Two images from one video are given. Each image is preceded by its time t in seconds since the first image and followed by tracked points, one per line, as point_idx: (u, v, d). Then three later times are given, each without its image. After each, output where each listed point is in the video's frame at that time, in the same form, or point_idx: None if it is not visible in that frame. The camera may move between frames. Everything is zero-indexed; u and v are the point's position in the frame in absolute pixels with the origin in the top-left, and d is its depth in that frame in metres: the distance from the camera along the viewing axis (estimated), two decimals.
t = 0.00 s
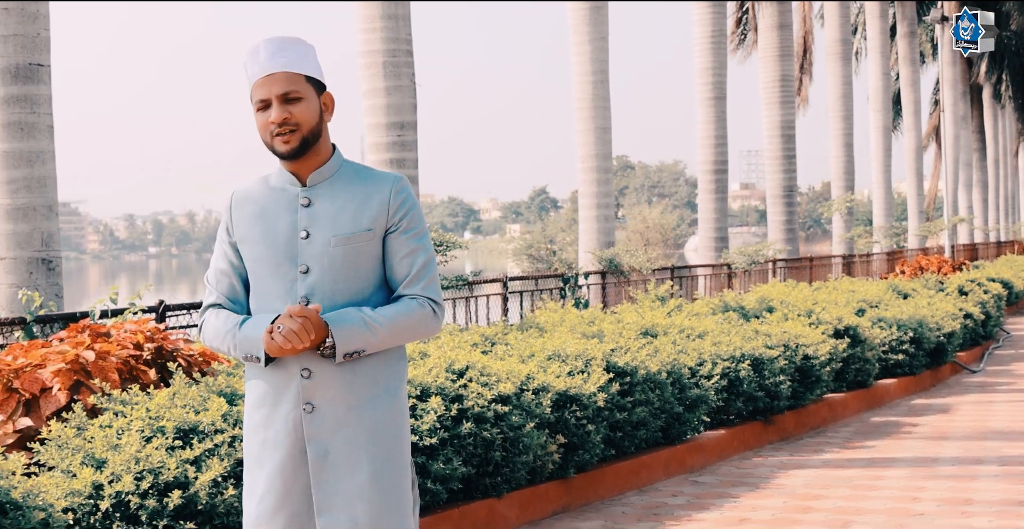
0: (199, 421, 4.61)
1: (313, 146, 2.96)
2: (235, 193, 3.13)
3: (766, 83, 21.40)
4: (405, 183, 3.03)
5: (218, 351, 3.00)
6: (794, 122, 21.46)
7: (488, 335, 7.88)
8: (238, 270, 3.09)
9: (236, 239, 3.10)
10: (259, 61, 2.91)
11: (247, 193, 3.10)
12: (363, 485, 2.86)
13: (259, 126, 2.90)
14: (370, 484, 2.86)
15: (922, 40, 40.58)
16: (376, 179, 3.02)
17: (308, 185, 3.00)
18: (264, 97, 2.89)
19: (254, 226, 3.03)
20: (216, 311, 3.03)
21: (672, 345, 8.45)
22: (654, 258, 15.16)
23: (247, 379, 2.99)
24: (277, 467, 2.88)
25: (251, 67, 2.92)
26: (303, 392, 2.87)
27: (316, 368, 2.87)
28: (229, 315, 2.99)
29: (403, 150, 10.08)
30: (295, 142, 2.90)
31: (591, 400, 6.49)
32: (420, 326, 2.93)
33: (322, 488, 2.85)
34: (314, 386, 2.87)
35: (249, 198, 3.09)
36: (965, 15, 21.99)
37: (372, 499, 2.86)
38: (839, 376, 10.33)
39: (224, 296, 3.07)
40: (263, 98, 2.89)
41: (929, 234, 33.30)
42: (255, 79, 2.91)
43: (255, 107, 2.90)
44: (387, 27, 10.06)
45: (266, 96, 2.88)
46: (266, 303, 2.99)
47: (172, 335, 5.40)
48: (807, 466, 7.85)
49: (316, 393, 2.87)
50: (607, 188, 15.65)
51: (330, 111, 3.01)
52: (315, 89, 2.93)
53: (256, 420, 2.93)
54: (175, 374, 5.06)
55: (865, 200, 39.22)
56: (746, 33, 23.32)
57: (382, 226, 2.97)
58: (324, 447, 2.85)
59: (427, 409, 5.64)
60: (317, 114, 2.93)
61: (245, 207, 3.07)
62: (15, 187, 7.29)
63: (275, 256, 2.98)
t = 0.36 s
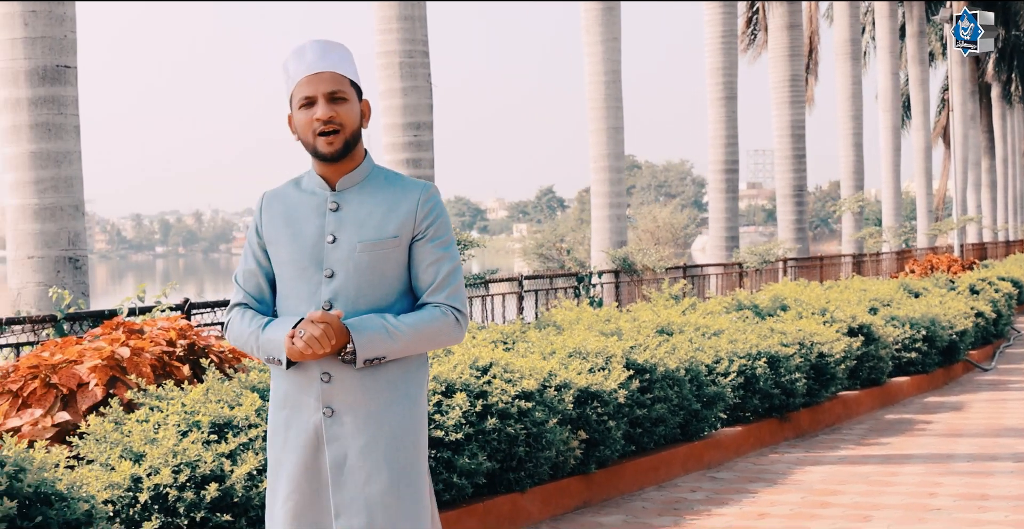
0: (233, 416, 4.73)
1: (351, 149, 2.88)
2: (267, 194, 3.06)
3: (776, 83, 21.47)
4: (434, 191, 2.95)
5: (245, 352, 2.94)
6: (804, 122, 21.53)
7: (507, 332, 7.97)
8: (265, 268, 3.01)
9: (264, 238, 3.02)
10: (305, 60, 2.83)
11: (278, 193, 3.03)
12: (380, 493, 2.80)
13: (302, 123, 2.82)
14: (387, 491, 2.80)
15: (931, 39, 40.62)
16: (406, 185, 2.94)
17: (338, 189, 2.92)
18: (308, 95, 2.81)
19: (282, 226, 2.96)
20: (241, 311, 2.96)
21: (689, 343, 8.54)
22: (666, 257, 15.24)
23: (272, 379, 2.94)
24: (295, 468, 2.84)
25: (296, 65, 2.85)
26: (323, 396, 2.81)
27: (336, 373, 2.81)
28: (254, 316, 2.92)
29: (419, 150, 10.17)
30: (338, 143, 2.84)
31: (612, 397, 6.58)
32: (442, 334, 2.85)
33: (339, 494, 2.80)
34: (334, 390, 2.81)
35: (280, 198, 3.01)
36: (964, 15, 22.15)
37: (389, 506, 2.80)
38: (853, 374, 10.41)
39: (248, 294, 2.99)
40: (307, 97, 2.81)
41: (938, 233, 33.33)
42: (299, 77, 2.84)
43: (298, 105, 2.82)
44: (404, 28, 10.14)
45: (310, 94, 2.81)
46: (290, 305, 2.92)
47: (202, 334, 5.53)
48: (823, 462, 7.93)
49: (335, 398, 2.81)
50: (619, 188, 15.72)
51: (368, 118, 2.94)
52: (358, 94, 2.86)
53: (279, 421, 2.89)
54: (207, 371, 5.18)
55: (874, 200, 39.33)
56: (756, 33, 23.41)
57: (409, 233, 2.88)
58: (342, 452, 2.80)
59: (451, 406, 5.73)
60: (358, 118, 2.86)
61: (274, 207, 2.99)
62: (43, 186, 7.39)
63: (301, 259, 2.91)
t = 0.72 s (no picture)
0: (262, 410, 4.83)
1: (396, 136, 2.84)
2: (311, 180, 3.03)
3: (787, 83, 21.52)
4: (477, 189, 2.88)
5: (271, 334, 2.90)
6: (815, 123, 21.59)
7: (525, 329, 8.07)
8: (302, 253, 2.97)
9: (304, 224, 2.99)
10: (362, 43, 2.81)
11: (322, 179, 3.00)
12: (391, 488, 2.74)
13: (352, 103, 2.80)
14: (399, 487, 2.74)
15: (941, 39, 40.61)
16: (448, 180, 2.88)
17: (379, 177, 2.88)
18: (362, 75, 2.79)
19: (319, 211, 2.92)
20: (274, 292, 2.92)
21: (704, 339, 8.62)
22: (679, 256, 15.32)
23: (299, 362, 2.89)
24: (310, 454, 2.79)
25: (355, 47, 2.83)
26: (344, 384, 2.76)
27: (359, 362, 2.75)
28: (288, 300, 2.89)
29: (435, 150, 10.25)
30: (384, 126, 2.80)
31: (630, 393, 6.67)
32: (469, 335, 2.77)
33: (350, 484, 2.75)
34: (355, 379, 2.76)
35: (323, 183, 2.98)
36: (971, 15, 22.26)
37: (400, 503, 2.74)
38: (866, 372, 10.50)
39: (283, 279, 2.95)
40: (361, 76, 2.79)
41: (949, 233, 33.35)
42: (355, 56, 2.81)
43: (350, 84, 2.80)
44: (419, 29, 10.24)
45: (363, 74, 2.79)
46: (322, 290, 2.88)
47: (230, 329, 5.64)
48: (838, 458, 8.02)
49: (355, 387, 2.75)
50: (632, 188, 15.79)
51: (419, 112, 2.91)
52: (411, 84, 2.83)
53: (300, 404, 2.84)
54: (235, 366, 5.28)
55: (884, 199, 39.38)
56: (766, 34, 23.50)
57: (444, 228, 2.82)
58: (357, 442, 2.75)
59: (474, 401, 5.82)
60: (408, 108, 2.83)
61: (316, 192, 2.96)
62: (68, 186, 7.49)
63: (334, 245, 2.86)
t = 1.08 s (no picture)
0: (288, 404, 4.96)
1: (427, 132, 2.89)
2: (348, 182, 3.09)
3: (796, 83, 21.62)
4: (510, 184, 2.91)
5: (309, 330, 2.95)
6: (824, 122, 21.69)
7: (540, 326, 8.19)
8: (340, 254, 3.04)
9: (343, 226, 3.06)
10: (395, 41, 2.86)
11: (359, 180, 3.06)
12: (420, 482, 2.74)
13: (382, 100, 2.85)
14: (428, 481, 2.74)
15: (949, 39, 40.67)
16: (480, 175, 2.92)
17: (411, 175, 2.93)
18: (393, 72, 2.84)
19: (356, 210, 2.99)
20: (313, 291, 2.99)
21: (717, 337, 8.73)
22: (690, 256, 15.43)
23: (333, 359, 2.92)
24: (341, 449, 2.80)
25: (389, 44, 2.88)
26: (376, 378, 2.78)
27: (392, 355, 2.78)
28: (325, 297, 2.94)
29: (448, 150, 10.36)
30: (415, 123, 2.84)
31: (645, 388, 6.78)
32: (502, 328, 2.78)
33: (379, 477, 2.75)
34: (387, 372, 2.78)
35: (361, 184, 3.04)
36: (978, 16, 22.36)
37: (429, 496, 2.74)
38: (877, 369, 10.60)
39: (322, 279, 3.01)
40: (392, 73, 2.84)
41: (957, 232, 33.44)
42: (388, 55, 2.86)
43: (381, 81, 2.85)
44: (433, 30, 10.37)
45: (395, 71, 2.84)
46: (356, 287, 2.93)
47: (255, 325, 5.77)
48: (849, 454, 8.12)
49: (387, 380, 2.77)
50: (642, 188, 15.90)
51: (451, 109, 2.95)
52: (442, 81, 2.88)
53: (332, 400, 2.86)
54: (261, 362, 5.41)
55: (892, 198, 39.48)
56: (776, 34, 23.62)
57: (475, 223, 2.86)
58: (387, 435, 2.75)
59: (494, 396, 5.93)
60: (439, 105, 2.87)
61: (354, 194, 3.02)
62: (91, 186, 7.62)
63: (369, 243, 2.91)
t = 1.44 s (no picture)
0: (313, 403, 5.04)
1: (439, 138, 2.92)
2: (370, 193, 3.15)
3: (806, 83, 21.66)
4: (525, 185, 2.94)
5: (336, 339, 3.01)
6: (834, 122, 21.73)
7: (556, 326, 8.29)
8: (365, 265, 3.11)
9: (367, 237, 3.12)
10: (403, 51, 2.90)
11: (380, 189, 3.11)
12: (441, 483, 2.78)
13: (393, 108, 2.89)
14: (449, 483, 2.78)
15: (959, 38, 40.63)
16: (495, 178, 2.95)
17: (427, 181, 2.97)
18: (403, 81, 2.88)
19: (376, 219, 3.04)
20: (339, 301, 3.05)
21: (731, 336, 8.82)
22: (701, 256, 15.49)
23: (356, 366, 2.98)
24: (363, 454, 2.85)
25: (399, 53, 2.92)
26: (396, 383, 2.82)
27: (410, 360, 2.82)
28: (350, 305, 3.01)
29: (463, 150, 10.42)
30: (426, 129, 2.88)
31: (661, 387, 6.87)
32: (519, 328, 2.80)
33: (400, 480, 2.79)
34: (406, 377, 2.82)
35: (381, 193, 3.10)
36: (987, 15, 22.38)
37: (450, 498, 2.78)
38: (888, 368, 10.67)
39: (350, 290, 3.09)
40: (401, 82, 2.88)
41: (967, 232, 33.45)
42: (397, 64, 2.90)
43: (391, 90, 2.89)
44: (447, 32, 10.45)
45: (404, 80, 2.88)
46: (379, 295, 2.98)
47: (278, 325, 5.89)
48: (862, 452, 8.21)
49: (407, 385, 2.82)
50: (654, 188, 15.96)
51: (464, 113, 2.98)
52: (452, 87, 2.91)
53: (356, 406, 2.92)
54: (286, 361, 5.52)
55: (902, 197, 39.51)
56: (786, 34, 23.67)
57: (489, 225, 2.89)
58: (407, 439, 2.80)
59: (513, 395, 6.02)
60: (450, 110, 2.90)
61: (374, 204, 3.09)
62: (113, 187, 7.71)
63: (388, 251, 2.96)
